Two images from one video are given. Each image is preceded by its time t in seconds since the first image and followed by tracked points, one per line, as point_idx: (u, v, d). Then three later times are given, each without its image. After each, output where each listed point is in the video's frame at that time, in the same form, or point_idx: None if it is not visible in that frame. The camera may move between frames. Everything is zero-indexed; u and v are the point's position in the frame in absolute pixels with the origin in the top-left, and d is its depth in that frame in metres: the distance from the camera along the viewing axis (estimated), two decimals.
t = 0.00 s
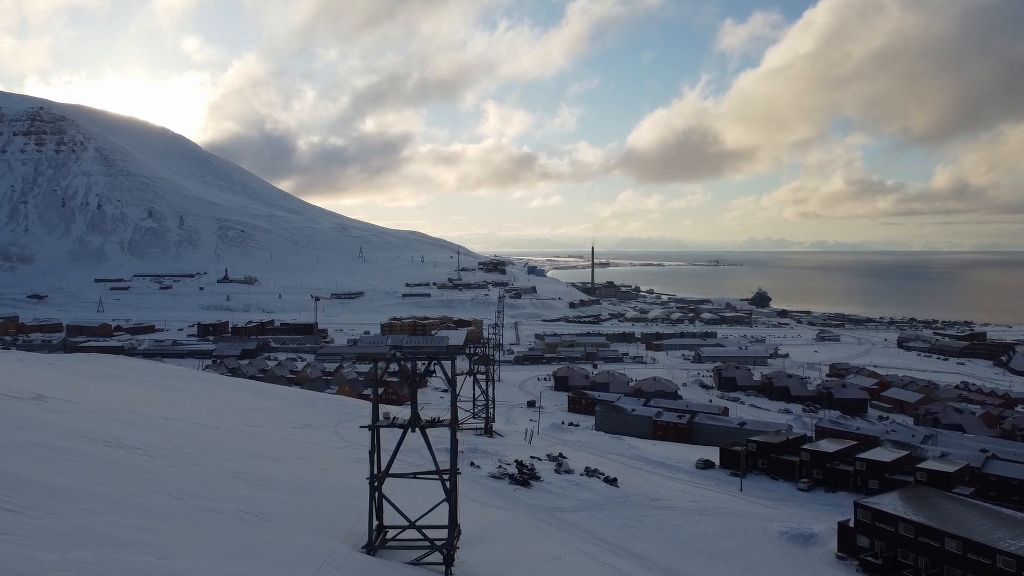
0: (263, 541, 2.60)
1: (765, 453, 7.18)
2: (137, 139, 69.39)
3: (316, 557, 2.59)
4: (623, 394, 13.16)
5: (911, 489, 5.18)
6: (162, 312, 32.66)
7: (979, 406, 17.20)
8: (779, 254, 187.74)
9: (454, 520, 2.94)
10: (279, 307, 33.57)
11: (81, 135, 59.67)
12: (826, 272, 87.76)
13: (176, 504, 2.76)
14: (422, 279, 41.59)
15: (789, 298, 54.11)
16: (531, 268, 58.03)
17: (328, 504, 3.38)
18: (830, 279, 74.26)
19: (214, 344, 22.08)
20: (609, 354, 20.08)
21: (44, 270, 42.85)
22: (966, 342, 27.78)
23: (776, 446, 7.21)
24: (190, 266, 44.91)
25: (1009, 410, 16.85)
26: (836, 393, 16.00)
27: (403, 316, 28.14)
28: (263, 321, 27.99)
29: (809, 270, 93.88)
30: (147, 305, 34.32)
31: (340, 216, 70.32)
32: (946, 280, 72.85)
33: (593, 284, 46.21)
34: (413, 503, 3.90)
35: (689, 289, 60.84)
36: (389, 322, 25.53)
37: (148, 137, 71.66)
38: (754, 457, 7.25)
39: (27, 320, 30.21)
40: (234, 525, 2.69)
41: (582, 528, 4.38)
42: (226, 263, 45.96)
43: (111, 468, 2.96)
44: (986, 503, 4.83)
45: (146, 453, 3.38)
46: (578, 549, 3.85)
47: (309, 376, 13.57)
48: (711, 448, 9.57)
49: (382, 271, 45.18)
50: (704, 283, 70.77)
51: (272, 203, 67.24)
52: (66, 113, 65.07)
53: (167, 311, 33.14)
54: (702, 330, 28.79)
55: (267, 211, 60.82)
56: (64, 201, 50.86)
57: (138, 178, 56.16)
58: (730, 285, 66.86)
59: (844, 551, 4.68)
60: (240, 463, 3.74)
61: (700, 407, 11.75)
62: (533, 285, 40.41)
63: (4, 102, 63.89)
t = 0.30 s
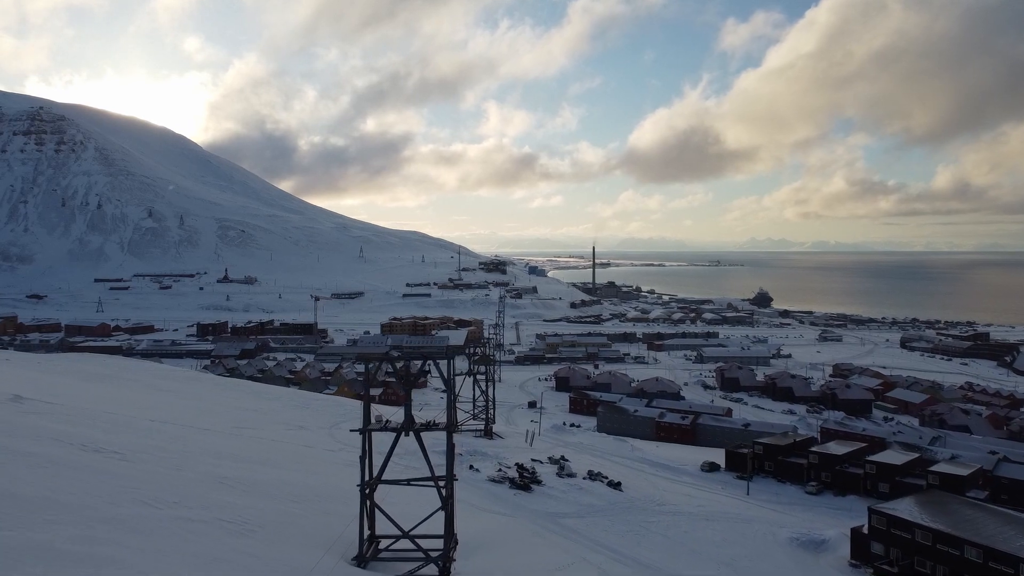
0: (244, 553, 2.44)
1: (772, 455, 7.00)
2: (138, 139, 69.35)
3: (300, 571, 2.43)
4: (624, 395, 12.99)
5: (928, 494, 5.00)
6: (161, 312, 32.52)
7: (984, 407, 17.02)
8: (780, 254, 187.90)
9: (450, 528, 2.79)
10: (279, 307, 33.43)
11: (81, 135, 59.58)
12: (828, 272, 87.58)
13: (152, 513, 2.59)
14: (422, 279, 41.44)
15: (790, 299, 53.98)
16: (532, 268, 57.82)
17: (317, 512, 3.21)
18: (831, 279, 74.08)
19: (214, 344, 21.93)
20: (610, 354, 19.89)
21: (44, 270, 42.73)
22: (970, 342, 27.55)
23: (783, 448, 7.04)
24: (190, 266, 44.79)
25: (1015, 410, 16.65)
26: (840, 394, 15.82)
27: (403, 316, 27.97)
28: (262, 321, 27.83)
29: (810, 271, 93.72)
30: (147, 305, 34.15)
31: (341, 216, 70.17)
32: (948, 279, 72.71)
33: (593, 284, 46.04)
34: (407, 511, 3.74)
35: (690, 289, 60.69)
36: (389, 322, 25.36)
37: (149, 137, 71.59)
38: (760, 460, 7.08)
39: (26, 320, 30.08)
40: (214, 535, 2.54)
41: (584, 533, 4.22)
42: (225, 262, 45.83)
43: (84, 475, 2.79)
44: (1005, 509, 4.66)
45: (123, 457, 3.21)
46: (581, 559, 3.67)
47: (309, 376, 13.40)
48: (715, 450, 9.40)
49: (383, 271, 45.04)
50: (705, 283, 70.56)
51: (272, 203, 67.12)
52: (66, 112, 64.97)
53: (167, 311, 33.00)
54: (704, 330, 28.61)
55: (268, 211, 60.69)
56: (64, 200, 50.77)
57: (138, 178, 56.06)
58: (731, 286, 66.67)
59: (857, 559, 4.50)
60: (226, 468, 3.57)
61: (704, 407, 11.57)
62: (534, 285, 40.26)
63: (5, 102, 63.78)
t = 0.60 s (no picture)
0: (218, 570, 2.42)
1: (780, 458, 6.82)
2: (139, 139, 69.27)
3: None
4: (627, 396, 12.80)
5: (945, 499, 4.82)
6: (161, 312, 32.38)
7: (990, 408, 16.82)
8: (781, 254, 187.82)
9: (445, 539, 2.64)
10: (279, 307, 33.28)
11: (81, 135, 59.50)
12: (830, 273, 87.33)
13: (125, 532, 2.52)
14: (422, 279, 41.25)
15: (792, 299, 53.76)
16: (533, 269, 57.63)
17: (304, 520, 3.10)
18: (833, 280, 73.83)
19: (212, 345, 21.76)
20: (612, 355, 19.71)
21: (43, 270, 42.61)
22: (974, 343, 27.34)
23: (791, 451, 6.85)
24: (190, 266, 44.64)
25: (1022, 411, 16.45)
26: (845, 395, 15.61)
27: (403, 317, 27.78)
28: (262, 321, 27.66)
29: (812, 271, 93.59)
30: (146, 304, 33.98)
31: (341, 216, 70.01)
32: (950, 280, 72.41)
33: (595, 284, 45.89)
34: (397, 524, 3.59)
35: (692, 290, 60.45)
36: (389, 322, 25.19)
37: (150, 138, 71.53)
38: (768, 463, 6.90)
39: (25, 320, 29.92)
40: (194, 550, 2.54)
41: (587, 541, 4.04)
42: (225, 262, 45.67)
43: (57, 491, 2.72)
44: None
45: (100, 465, 3.17)
46: (585, 570, 3.49)
47: (307, 377, 13.22)
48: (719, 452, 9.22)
49: (383, 271, 44.88)
50: (707, 283, 70.32)
51: (273, 203, 67.00)
52: (66, 112, 64.91)
53: (166, 311, 32.87)
54: (706, 330, 28.40)
55: (268, 211, 60.57)
56: (64, 200, 50.68)
57: (138, 178, 55.97)
58: (733, 286, 66.41)
59: (871, 568, 4.31)
60: (212, 472, 3.47)
61: (707, 408, 11.39)
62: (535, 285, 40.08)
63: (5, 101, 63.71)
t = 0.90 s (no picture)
0: None
1: (788, 461, 6.64)
2: (139, 139, 69.21)
3: None
4: (629, 397, 12.61)
5: (965, 504, 4.63)
6: (160, 312, 32.23)
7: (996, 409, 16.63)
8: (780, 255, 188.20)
9: (438, 551, 2.47)
10: (279, 307, 33.12)
11: (81, 135, 59.44)
12: (831, 273, 87.17)
13: (93, 545, 2.52)
14: (423, 279, 41.08)
15: (794, 299, 53.57)
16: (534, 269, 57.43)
17: (284, 533, 3.06)
18: (833, 280, 73.71)
19: (211, 345, 21.62)
20: (614, 355, 19.54)
21: (43, 269, 42.47)
22: (977, 343, 27.14)
23: (799, 453, 6.66)
24: (190, 266, 44.49)
25: None
26: (849, 396, 15.41)
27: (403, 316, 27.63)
28: (261, 321, 27.49)
29: (812, 271, 93.39)
30: (145, 304, 33.85)
31: (341, 216, 69.85)
32: (952, 280, 72.27)
33: (596, 284, 45.73)
34: (386, 538, 3.46)
35: (693, 290, 60.25)
36: (390, 322, 25.05)
37: (150, 137, 71.48)
38: (774, 466, 6.73)
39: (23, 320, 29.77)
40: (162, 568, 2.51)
41: (589, 551, 3.86)
42: (225, 262, 45.51)
43: (28, 500, 2.72)
44: None
45: (75, 470, 3.18)
46: None
47: (304, 377, 13.08)
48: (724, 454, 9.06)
49: (383, 271, 44.71)
50: (708, 283, 70.08)
51: (273, 203, 66.88)
52: (66, 112, 64.83)
53: (166, 311, 32.70)
54: (707, 330, 28.22)
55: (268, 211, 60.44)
56: (64, 200, 50.61)
57: (138, 177, 55.88)
58: (734, 287, 66.22)
59: None
60: (192, 482, 3.46)
61: (711, 409, 11.22)
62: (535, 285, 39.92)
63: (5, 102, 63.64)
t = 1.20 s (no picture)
0: None
1: (796, 464, 6.46)
2: (139, 139, 69.10)
3: None
4: (630, 397, 12.44)
5: (983, 510, 4.46)
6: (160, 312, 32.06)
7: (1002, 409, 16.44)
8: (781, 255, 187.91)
9: (430, 566, 2.31)
10: (279, 307, 32.97)
11: (81, 134, 59.33)
12: (832, 273, 87.03)
13: (53, 555, 2.41)
14: (423, 279, 40.92)
15: (795, 299, 53.43)
16: (534, 269, 57.24)
17: (261, 541, 2.94)
18: (834, 280, 73.59)
19: (211, 344, 21.47)
20: (615, 355, 19.35)
21: (42, 269, 42.30)
22: (980, 343, 26.95)
23: (807, 456, 6.48)
24: (189, 266, 44.34)
25: None
26: (854, 396, 15.23)
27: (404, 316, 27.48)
28: (261, 321, 27.33)
29: (813, 271, 93.05)
30: (145, 304, 33.69)
31: (342, 216, 69.72)
32: (953, 280, 72.11)
33: (596, 284, 45.56)
34: (373, 551, 3.29)
35: (694, 290, 60.11)
36: (390, 322, 24.86)
37: (150, 137, 71.37)
38: (782, 469, 6.53)
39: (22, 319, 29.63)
40: None
41: (593, 561, 3.67)
42: (225, 262, 45.36)
43: None
44: None
45: (47, 478, 3.05)
46: None
47: (303, 377, 12.89)
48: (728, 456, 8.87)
49: (384, 271, 44.55)
50: (709, 283, 69.87)
51: (273, 203, 66.77)
52: (66, 112, 64.73)
53: (165, 311, 32.54)
54: (709, 330, 28.04)
55: (268, 211, 60.32)
56: (64, 200, 50.50)
57: (138, 177, 55.74)
58: (736, 287, 66.04)
59: None
60: (168, 488, 3.33)
61: (714, 410, 11.04)
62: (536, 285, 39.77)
63: (5, 101, 63.54)
